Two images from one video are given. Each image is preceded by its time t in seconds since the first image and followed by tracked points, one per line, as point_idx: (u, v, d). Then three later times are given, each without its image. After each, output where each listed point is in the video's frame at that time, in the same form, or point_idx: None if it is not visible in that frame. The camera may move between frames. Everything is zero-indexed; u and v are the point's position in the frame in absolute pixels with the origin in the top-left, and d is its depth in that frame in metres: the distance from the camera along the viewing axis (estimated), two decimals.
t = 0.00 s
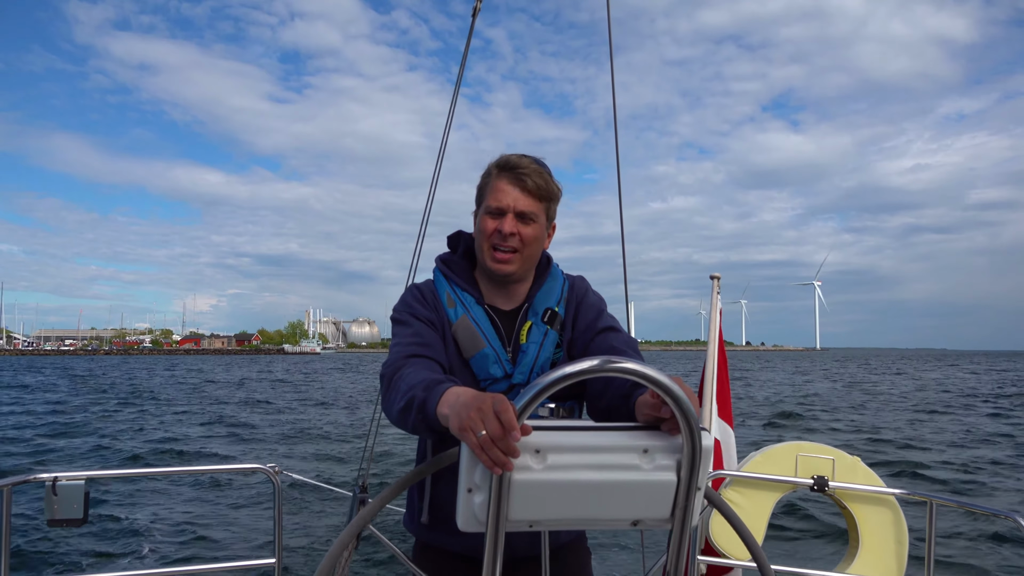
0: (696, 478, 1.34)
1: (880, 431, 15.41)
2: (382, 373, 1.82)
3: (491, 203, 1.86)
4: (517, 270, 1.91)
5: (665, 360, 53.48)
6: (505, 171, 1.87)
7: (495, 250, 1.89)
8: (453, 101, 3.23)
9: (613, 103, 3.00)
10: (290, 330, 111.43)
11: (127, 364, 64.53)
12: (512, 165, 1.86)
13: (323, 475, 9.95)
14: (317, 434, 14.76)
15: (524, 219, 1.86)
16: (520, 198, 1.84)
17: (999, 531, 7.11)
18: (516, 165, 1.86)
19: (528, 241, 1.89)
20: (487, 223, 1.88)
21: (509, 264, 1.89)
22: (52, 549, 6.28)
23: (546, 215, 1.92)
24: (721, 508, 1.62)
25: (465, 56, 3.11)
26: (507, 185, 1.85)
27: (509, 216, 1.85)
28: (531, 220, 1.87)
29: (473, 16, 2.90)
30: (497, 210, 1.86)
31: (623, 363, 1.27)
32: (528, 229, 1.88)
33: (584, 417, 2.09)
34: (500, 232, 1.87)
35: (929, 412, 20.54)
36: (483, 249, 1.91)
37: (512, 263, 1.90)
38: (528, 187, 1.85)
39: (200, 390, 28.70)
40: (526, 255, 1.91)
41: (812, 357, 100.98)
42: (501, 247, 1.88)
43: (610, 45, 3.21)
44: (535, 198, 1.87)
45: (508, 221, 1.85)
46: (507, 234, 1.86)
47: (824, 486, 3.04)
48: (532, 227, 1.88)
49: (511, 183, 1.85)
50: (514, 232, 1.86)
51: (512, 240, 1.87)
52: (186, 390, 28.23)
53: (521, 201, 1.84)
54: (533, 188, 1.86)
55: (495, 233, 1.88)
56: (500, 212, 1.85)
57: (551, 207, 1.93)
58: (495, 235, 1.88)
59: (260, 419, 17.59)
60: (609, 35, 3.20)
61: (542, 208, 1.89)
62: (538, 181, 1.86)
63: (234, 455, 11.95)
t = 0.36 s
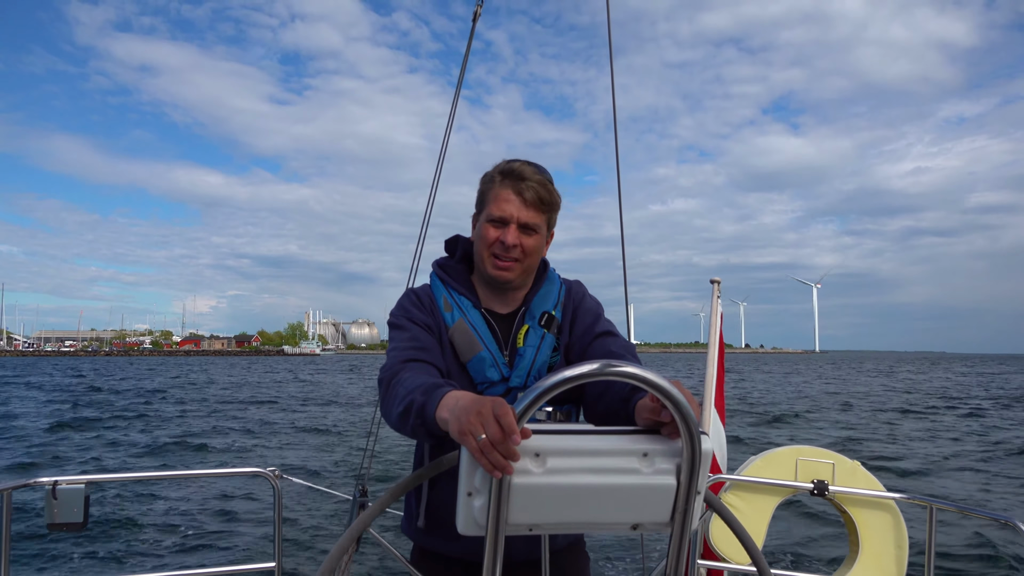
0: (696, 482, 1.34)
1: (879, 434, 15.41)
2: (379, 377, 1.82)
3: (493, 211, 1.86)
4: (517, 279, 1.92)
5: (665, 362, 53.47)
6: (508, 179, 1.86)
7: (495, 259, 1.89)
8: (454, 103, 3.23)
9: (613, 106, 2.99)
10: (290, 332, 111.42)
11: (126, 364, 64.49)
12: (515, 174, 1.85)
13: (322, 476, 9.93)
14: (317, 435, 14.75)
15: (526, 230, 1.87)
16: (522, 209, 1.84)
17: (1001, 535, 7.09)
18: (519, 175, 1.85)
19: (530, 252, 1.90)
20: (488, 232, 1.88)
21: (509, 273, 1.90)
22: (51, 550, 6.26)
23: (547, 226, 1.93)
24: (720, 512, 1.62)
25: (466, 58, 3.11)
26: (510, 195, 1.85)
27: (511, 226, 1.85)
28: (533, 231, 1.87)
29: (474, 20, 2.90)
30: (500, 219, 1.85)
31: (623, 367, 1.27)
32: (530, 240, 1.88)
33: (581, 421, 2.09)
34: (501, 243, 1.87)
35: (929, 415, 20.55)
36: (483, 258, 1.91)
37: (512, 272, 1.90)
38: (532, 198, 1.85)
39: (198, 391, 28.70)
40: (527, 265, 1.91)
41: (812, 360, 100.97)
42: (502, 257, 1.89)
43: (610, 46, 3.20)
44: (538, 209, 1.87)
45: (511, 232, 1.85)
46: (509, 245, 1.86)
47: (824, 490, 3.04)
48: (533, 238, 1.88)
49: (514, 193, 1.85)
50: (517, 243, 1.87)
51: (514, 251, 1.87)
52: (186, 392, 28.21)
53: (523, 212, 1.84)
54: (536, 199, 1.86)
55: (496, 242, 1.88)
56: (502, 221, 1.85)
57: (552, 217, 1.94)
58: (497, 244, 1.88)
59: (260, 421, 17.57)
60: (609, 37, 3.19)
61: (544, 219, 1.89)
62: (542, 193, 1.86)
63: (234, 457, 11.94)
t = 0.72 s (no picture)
0: (702, 477, 1.34)
1: (884, 431, 15.37)
2: (386, 373, 1.83)
3: (531, 215, 1.84)
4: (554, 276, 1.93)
5: (667, 358, 53.47)
6: (530, 182, 1.87)
7: (542, 262, 1.87)
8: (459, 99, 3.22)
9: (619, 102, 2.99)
10: (293, 327, 111.55)
11: (129, 359, 64.60)
12: (537, 175, 1.87)
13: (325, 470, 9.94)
14: (320, 430, 14.77)
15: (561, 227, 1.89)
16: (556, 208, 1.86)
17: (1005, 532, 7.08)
18: (539, 175, 1.87)
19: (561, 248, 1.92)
20: (530, 236, 1.85)
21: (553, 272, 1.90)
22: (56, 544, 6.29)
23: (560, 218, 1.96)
24: (727, 509, 1.61)
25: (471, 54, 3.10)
26: (539, 197, 1.85)
27: (553, 226, 1.86)
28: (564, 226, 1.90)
29: (480, 15, 2.89)
30: (542, 222, 1.84)
31: (631, 362, 1.26)
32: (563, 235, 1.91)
33: (587, 417, 2.09)
34: (548, 244, 1.86)
35: (934, 411, 20.48)
36: (528, 264, 1.88)
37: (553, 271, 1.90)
38: (556, 196, 1.88)
39: (203, 386, 28.75)
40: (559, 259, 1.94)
41: (815, 356, 100.83)
42: (548, 258, 1.88)
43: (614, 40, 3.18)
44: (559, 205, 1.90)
45: (554, 232, 1.86)
46: (555, 245, 1.87)
47: (829, 486, 3.04)
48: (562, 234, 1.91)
49: (541, 194, 1.86)
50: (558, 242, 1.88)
51: (556, 250, 1.89)
52: (189, 387, 28.27)
53: (556, 211, 1.86)
54: (561, 195, 1.89)
55: (542, 245, 1.86)
56: (543, 223, 1.85)
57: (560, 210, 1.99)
58: (543, 248, 1.86)
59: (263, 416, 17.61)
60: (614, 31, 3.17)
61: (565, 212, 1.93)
62: (562, 188, 1.89)
63: (238, 452, 11.97)
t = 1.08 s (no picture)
0: (706, 476, 1.34)
1: (886, 432, 15.39)
2: (387, 371, 1.83)
3: (531, 211, 1.84)
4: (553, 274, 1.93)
5: (669, 359, 53.38)
6: (529, 178, 1.87)
7: (541, 258, 1.87)
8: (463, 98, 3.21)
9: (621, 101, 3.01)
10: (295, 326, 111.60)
11: (131, 357, 64.74)
12: (537, 171, 1.88)
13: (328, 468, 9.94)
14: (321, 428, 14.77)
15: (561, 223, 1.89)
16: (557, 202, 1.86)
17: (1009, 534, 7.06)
18: (539, 171, 1.88)
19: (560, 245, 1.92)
20: (530, 232, 1.85)
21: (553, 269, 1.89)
22: (62, 539, 6.32)
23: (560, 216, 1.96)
24: (730, 508, 1.61)
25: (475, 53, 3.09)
26: (538, 193, 1.85)
27: (552, 222, 1.86)
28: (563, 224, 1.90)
29: (483, 12, 2.89)
30: (542, 218, 1.84)
31: (634, 360, 1.26)
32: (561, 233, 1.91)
33: (588, 415, 2.10)
34: (548, 240, 1.86)
35: (935, 413, 20.50)
36: (528, 261, 1.87)
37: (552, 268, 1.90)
38: (555, 192, 1.89)
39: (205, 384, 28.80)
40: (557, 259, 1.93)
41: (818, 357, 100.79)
42: (549, 254, 1.87)
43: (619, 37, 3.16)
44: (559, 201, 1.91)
45: (552, 228, 1.86)
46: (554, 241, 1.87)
47: (832, 486, 3.03)
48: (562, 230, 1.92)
49: (539, 191, 1.86)
50: (557, 238, 1.88)
51: (556, 246, 1.88)
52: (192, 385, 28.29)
53: (556, 206, 1.87)
54: (559, 192, 1.89)
55: (541, 241, 1.86)
56: (543, 219, 1.85)
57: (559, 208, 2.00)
58: (542, 244, 1.86)
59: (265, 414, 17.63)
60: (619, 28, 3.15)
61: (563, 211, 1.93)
62: (559, 186, 1.90)
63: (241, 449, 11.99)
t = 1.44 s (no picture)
0: (706, 481, 1.34)
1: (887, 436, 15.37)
2: (387, 373, 1.83)
3: (501, 202, 1.86)
4: (523, 272, 1.92)
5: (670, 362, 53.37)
6: (518, 172, 1.87)
7: (502, 250, 1.89)
8: (467, 101, 3.21)
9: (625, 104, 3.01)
10: (296, 328, 111.63)
11: (133, 358, 64.84)
12: (525, 166, 1.86)
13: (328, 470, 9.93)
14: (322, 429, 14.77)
15: (534, 222, 1.87)
16: (532, 200, 1.85)
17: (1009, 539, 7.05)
18: (529, 166, 1.86)
19: (536, 244, 1.90)
20: (496, 222, 1.88)
21: (516, 265, 1.90)
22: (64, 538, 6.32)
23: (554, 219, 1.93)
24: (730, 512, 1.62)
25: (480, 55, 3.10)
26: (515, 185, 1.86)
27: (519, 217, 1.86)
28: (540, 223, 1.88)
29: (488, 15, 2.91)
30: (508, 210, 1.86)
31: (635, 364, 1.26)
32: (537, 231, 1.89)
33: (588, 416, 2.10)
34: (509, 233, 1.87)
35: (937, 417, 20.48)
36: (489, 249, 1.92)
37: (518, 264, 1.90)
38: (538, 190, 1.86)
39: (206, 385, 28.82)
40: (534, 257, 1.91)
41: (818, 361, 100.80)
42: (510, 248, 1.89)
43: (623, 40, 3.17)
44: (545, 201, 1.88)
45: (518, 222, 1.86)
46: (516, 235, 1.87)
47: (833, 491, 3.03)
48: (540, 229, 1.89)
49: (520, 184, 1.86)
50: (524, 234, 1.87)
51: (521, 242, 1.88)
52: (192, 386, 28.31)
53: (532, 203, 1.85)
54: (544, 191, 1.87)
55: (504, 233, 1.88)
56: (510, 212, 1.86)
57: (560, 211, 1.95)
58: (504, 236, 1.89)
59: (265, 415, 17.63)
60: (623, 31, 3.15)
61: (551, 212, 1.89)
62: (549, 185, 1.87)
63: (242, 450, 11.98)
